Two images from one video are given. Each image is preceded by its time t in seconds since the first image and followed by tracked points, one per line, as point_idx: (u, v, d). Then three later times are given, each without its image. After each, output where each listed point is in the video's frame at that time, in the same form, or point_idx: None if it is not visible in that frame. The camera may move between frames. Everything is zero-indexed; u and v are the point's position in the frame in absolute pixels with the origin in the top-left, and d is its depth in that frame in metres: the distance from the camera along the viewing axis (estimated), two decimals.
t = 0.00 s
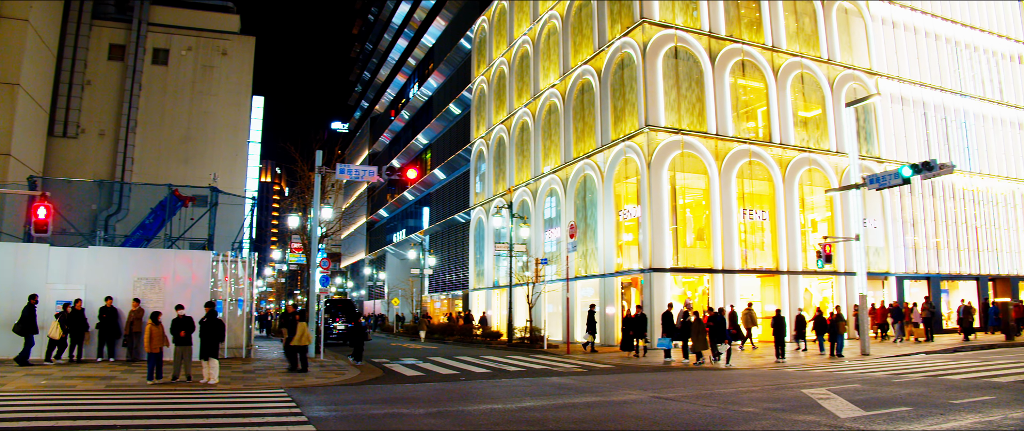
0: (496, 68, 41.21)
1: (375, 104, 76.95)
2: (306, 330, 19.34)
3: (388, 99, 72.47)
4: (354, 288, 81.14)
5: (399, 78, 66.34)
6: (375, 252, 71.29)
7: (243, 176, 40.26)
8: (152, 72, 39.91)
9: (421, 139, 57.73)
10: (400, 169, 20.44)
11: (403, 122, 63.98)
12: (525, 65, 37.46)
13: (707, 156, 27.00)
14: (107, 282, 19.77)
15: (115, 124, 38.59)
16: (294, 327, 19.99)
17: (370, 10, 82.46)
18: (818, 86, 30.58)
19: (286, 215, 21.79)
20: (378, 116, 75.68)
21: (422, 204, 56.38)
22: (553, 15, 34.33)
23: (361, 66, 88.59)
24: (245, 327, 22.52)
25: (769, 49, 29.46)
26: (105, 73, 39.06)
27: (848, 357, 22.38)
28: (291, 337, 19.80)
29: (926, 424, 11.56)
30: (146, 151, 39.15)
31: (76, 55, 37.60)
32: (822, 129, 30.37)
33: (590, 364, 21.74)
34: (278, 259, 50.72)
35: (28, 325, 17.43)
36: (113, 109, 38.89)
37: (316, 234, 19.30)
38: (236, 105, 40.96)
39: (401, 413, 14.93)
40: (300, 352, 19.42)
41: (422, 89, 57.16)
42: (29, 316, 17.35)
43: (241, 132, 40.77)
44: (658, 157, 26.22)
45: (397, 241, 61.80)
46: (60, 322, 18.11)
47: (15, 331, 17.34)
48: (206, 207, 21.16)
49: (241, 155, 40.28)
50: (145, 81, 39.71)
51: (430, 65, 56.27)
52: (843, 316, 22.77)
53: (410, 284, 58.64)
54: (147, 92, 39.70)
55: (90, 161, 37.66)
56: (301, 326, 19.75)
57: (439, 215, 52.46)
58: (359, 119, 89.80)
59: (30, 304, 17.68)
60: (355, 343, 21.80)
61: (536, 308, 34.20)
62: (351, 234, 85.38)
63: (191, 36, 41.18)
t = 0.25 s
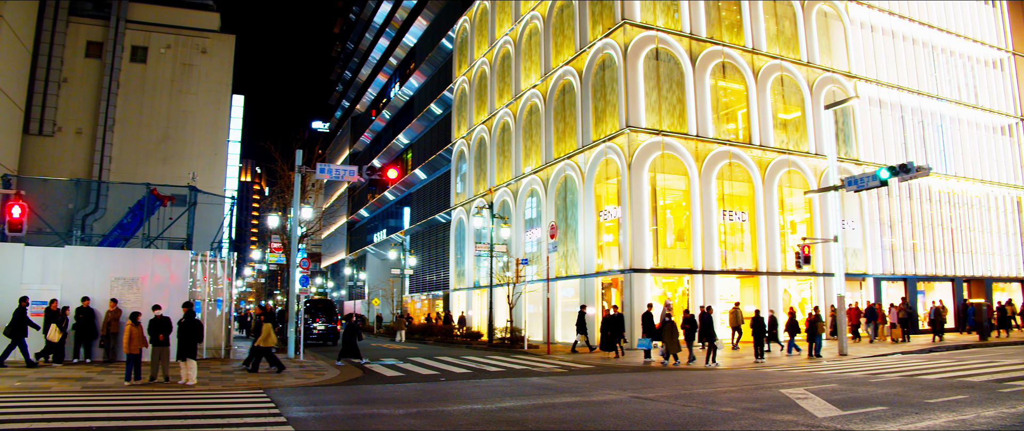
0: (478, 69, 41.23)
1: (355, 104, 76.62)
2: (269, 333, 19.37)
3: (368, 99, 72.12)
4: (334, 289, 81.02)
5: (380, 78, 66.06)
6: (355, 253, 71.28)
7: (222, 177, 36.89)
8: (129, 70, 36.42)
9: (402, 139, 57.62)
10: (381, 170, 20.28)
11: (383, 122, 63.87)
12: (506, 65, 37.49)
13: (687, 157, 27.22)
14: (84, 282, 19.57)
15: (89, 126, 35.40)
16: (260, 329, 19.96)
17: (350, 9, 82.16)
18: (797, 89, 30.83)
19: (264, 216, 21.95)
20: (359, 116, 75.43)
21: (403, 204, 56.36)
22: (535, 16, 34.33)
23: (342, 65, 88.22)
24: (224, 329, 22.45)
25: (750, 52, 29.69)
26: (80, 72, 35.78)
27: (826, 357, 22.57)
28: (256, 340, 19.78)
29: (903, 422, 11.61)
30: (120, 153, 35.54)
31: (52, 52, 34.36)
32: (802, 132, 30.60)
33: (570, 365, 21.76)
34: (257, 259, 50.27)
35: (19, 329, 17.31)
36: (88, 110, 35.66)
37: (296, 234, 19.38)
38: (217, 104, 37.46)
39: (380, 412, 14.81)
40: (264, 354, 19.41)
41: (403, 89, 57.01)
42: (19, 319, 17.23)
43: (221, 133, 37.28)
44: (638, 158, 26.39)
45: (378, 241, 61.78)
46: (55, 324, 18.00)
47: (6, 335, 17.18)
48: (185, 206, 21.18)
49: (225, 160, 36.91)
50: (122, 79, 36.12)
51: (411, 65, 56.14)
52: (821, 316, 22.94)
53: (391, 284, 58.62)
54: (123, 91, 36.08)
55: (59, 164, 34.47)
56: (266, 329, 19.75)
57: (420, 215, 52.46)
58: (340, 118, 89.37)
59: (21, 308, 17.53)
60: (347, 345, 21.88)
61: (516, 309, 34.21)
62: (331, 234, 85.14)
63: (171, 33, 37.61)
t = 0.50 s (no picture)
0: (459, 68, 41.25)
1: (336, 102, 76.26)
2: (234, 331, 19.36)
3: (349, 98, 71.85)
4: (314, 288, 80.80)
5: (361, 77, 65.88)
6: (335, 252, 71.14)
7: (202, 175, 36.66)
8: (106, 66, 35.95)
9: (382, 138, 57.49)
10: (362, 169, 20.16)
11: (364, 121, 63.65)
12: (487, 65, 37.54)
13: (666, 158, 27.39)
14: (58, 281, 19.38)
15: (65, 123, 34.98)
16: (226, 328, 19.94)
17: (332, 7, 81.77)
18: (777, 91, 31.10)
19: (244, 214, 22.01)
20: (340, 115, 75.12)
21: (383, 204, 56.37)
22: (516, 16, 34.36)
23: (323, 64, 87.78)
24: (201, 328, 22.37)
25: (730, 53, 29.94)
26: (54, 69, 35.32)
27: (804, 357, 22.78)
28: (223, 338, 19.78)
29: (877, 421, 11.69)
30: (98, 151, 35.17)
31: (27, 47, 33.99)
32: (781, 133, 30.90)
33: (549, 365, 21.82)
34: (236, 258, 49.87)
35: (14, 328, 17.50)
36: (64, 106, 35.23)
37: (275, 232, 19.30)
38: (196, 101, 37.11)
39: (359, 411, 14.75)
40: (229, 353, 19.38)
41: (384, 88, 56.85)
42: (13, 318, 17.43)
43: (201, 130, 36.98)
44: (618, 159, 26.50)
45: (358, 241, 61.72)
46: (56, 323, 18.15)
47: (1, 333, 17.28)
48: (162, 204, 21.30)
49: (205, 157, 36.67)
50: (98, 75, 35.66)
51: (392, 64, 55.98)
52: (799, 317, 23.15)
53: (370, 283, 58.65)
54: (99, 87, 35.65)
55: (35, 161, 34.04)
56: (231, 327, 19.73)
57: (400, 215, 52.44)
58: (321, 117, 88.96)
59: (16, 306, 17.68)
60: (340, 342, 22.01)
61: (495, 309, 34.22)
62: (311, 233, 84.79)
63: (149, 28, 37.14)
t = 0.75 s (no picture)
0: (440, 66, 41.16)
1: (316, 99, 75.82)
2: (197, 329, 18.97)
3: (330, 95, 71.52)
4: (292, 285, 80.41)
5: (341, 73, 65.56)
6: (314, 249, 70.95)
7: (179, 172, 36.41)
8: (82, 60, 35.44)
9: (362, 135, 57.25)
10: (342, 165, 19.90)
11: (345, 118, 63.38)
12: (468, 63, 37.51)
13: (646, 158, 27.52)
14: (32, 277, 19.14)
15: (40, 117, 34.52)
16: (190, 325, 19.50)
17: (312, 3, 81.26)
18: (756, 92, 31.33)
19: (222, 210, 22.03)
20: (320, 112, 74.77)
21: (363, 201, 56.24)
22: (497, 14, 34.33)
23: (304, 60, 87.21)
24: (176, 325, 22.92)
25: (710, 54, 30.10)
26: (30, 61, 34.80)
27: (781, 356, 22.98)
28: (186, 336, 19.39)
29: (855, 420, 11.72)
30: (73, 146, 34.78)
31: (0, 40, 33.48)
32: (759, 135, 31.19)
33: (527, 364, 21.86)
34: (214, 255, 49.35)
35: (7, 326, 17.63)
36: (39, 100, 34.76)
37: (254, 230, 19.14)
38: (174, 97, 36.76)
39: (336, 410, 14.63)
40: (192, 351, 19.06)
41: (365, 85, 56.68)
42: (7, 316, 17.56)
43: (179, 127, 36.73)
44: (597, 158, 26.59)
45: (337, 238, 61.53)
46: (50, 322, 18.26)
47: None
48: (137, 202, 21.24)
49: (182, 154, 36.42)
50: (75, 69, 35.16)
51: (373, 61, 55.75)
52: (776, 316, 23.34)
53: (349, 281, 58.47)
54: (75, 81, 35.18)
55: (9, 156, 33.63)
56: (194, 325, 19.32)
57: (380, 212, 52.28)
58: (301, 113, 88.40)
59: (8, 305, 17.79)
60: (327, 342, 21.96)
61: (475, 307, 34.31)
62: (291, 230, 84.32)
63: (127, 22, 36.63)
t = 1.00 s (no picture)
0: (420, 63, 41.11)
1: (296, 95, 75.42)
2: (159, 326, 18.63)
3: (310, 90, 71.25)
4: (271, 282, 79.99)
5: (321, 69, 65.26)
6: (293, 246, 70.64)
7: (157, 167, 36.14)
8: (57, 52, 34.92)
9: (342, 132, 57.05)
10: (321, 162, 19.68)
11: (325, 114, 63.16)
12: (448, 60, 37.49)
13: (626, 157, 27.62)
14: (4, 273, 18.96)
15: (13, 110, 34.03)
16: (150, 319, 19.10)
17: None
18: (735, 92, 31.55)
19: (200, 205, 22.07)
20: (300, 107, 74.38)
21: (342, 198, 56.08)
22: (478, 12, 34.30)
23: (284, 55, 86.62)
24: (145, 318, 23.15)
25: (690, 54, 30.26)
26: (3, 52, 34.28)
27: (757, 355, 23.20)
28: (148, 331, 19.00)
29: (830, 417, 11.83)
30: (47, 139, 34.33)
31: None
32: (738, 135, 31.45)
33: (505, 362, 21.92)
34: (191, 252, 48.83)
35: None
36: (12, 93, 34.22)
37: (231, 226, 18.94)
38: (151, 91, 36.44)
39: (313, 407, 14.57)
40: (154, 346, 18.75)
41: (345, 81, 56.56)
42: None
43: (157, 121, 36.44)
44: (577, 157, 26.66)
45: (316, 235, 61.36)
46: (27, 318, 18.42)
47: None
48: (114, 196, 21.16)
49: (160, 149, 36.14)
50: (49, 62, 34.65)
51: (354, 57, 55.55)
52: (753, 315, 23.55)
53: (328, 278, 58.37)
54: (49, 74, 34.65)
55: None
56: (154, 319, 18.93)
57: (359, 209, 52.19)
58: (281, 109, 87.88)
59: None
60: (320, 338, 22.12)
61: (454, 304, 34.34)
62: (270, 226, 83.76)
63: (104, 14, 36.20)
